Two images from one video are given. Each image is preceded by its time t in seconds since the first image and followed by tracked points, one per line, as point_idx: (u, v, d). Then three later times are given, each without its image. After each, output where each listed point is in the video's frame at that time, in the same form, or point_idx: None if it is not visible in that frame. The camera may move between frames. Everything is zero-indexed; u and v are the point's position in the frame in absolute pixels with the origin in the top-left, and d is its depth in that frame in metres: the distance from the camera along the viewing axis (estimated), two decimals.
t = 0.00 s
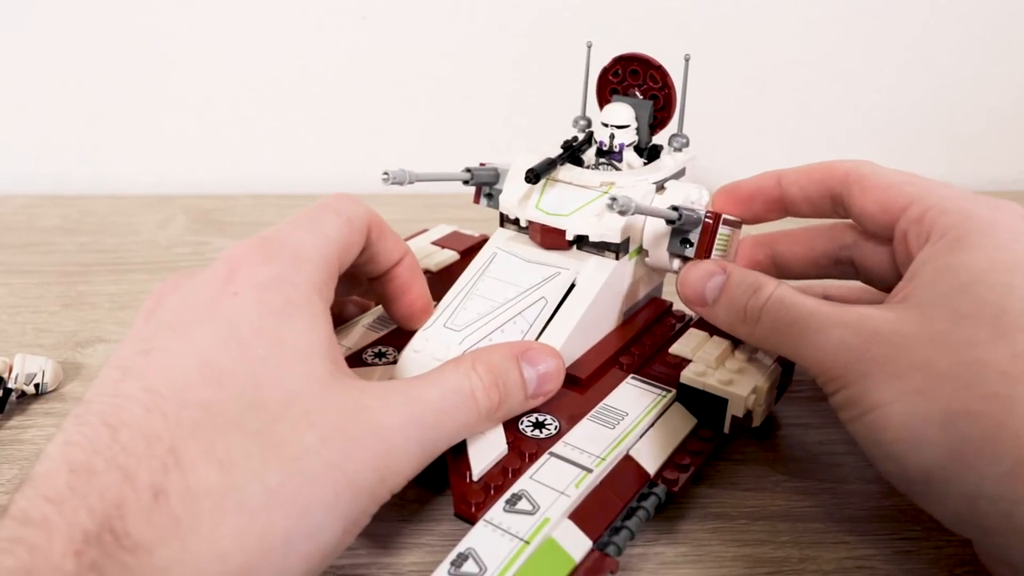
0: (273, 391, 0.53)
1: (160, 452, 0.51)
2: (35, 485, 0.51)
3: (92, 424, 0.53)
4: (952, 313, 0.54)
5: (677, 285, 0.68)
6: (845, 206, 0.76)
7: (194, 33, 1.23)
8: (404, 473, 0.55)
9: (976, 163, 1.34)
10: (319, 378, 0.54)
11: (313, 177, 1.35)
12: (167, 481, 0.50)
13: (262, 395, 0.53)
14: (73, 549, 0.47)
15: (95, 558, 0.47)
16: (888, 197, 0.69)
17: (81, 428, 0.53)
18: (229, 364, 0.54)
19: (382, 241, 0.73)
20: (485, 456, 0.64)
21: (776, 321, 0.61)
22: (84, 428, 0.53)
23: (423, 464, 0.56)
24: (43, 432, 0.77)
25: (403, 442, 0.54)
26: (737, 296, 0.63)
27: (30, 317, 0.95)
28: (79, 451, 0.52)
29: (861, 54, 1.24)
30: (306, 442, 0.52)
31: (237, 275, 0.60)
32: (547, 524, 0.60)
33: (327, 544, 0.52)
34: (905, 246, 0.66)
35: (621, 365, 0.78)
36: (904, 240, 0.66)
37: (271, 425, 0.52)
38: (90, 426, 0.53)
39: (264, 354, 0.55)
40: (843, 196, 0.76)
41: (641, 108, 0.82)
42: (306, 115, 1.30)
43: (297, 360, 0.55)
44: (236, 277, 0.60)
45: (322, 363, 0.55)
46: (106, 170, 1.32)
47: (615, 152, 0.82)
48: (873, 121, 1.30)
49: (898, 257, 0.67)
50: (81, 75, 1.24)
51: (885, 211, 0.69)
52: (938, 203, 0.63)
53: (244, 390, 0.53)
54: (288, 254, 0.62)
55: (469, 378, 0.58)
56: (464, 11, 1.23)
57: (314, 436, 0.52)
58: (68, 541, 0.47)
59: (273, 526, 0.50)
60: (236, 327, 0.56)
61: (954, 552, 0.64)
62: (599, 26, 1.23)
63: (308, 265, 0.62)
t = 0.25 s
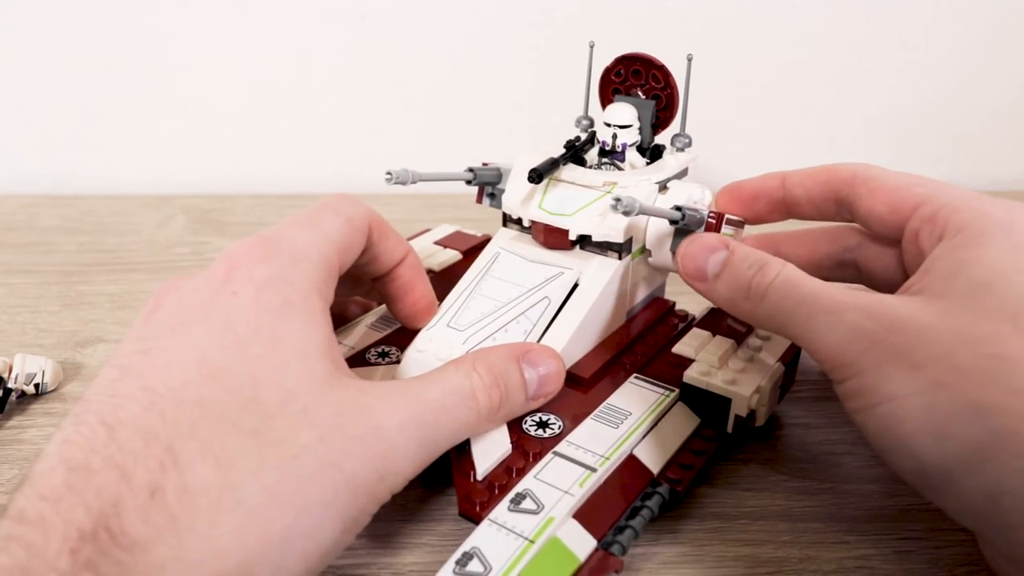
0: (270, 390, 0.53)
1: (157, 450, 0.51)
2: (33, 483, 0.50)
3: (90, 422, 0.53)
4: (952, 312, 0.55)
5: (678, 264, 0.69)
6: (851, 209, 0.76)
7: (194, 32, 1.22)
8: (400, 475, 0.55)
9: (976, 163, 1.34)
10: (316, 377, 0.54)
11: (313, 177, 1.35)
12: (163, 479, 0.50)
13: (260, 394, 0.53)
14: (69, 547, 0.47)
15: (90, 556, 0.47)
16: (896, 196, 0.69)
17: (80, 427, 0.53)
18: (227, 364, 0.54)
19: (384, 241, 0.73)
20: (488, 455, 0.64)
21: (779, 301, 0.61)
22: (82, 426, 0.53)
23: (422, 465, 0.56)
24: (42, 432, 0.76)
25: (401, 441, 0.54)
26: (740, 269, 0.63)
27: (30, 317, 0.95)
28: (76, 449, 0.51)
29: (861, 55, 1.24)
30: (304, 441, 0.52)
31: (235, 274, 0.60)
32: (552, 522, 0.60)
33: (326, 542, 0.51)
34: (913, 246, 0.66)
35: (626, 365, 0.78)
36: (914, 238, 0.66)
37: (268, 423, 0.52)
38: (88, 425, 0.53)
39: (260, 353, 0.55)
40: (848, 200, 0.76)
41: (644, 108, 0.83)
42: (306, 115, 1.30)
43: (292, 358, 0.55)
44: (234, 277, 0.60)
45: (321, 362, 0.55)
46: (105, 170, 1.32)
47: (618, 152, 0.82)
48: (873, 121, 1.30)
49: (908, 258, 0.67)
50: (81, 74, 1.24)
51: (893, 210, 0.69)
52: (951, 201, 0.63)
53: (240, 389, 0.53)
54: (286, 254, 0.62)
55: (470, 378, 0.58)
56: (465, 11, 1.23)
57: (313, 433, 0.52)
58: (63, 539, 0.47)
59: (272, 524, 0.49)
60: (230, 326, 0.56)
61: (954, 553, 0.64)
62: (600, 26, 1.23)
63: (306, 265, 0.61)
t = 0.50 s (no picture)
0: (269, 388, 0.53)
1: (157, 447, 0.51)
2: (33, 480, 0.50)
3: (90, 419, 0.53)
4: (950, 311, 0.55)
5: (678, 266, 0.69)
6: (851, 206, 0.76)
7: (195, 32, 1.22)
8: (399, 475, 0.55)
9: (976, 162, 1.34)
10: (316, 375, 0.54)
11: (313, 177, 1.35)
12: (163, 475, 0.50)
13: (260, 392, 0.53)
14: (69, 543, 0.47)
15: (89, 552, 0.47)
16: (896, 195, 0.69)
17: (79, 424, 0.53)
18: (227, 362, 0.54)
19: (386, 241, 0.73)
20: (490, 453, 0.64)
21: (781, 303, 0.61)
22: (82, 424, 0.53)
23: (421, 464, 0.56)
24: (42, 432, 0.76)
25: (400, 439, 0.54)
26: (740, 272, 0.63)
27: (30, 317, 0.95)
28: (76, 446, 0.51)
29: (860, 54, 1.25)
30: (304, 439, 0.52)
31: (235, 273, 0.60)
32: (554, 520, 0.60)
33: (325, 539, 0.52)
34: (911, 243, 0.66)
35: (627, 364, 0.78)
36: (914, 236, 0.66)
37: (268, 420, 0.52)
38: (87, 422, 0.53)
39: (260, 351, 0.55)
40: (849, 196, 0.76)
41: (645, 108, 0.83)
42: (306, 115, 1.30)
43: (291, 356, 0.55)
44: (232, 276, 0.60)
45: (321, 359, 0.55)
46: (105, 170, 1.32)
47: (619, 151, 0.82)
48: (873, 121, 1.30)
49: (907, 256, 0.67)
50: (81, 74, 1.24)
51: (893, 209, 0.70)
52: (950, 201, 0.64)
53: (239, 386, 0.53)
54: (286, 253, 0.62)
55: (470, 378, 0.58)
56: (465, 11, 1.23)
57: (312, 431, 0.52)
58: (62, 536, 0.47)
59: (271, 522, 0.49)
60: (227, 325, 0.56)
61: (953, 552, 0.64)
62: (598, 27, 1.23)
63: (306, 263, 0.61)
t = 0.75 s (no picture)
0: (268, 389, 0.53)
1: (156, 448, 0.51)
2: (32, 481, 0.50)
3: (89, 420, 0.53)
4: (950, 312, 0.55)
5: (679, 267, 0.69)
6: (854, 205, 0.76)
7: (194, 32, 1.22)
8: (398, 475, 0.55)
9: (976, 162, 1.34)
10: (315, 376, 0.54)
11: (313, 177, 1.35)
12: (162, 476, 0.50)
13: (259, 393, 0.53)
14: (69, 543, 0.47)
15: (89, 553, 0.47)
16: (898, 195, 0.69)
17: (79, 425, 0.53)
18: (225, 364, 0.54)
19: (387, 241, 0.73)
20: (490, 454, 0.64)
21: (783, 304, 0.61)
22: (81, 424, 0.53)
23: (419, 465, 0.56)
24: (42, 432, 0.76)
25: (398, 440, 0.54)
26: (741, 274, 0.63)
27: (30, 317, 0.95)
28: (75, 447, 0.51)
29: (860, 54, 1.24)
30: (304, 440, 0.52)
31: (234, 274, 0.60)
32: (554, 522, 0.60)
33: (325, 540, 0.52)
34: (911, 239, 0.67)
35: (627, 365, 0.78)
36: (915, 236, 0.66)
37: (267, 421, 0.52)
38: (86, 423, 0.53)
39: (258, 352, 0.55)
40: (851, 196, 0.76)
41: (645, 108, 0.83)
42: (306, 115, 1.30)
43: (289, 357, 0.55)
44: (230, 277, 0.60)
45: (320, 360, 0.55)
46: (105, 170, 1.32)
47: (619, 152, 0.82)
48: (873, 121, 1.30)
49: (908, 255, 0.67)
50: (81, 74, 1.24)
51: (895, 209, 0.70)
52: (951, 201, 0.64)
53: (238, 387, 0.53)
54: (285, 252, 0.62)
55: (470, 379, 0.58)
56: (465, 11, 1.23)
57: (311, 431, 0.52)
58: (61, 537, 0.47)
59: (270, 523, 0.49)
60: (225, 326, 0.56)
61: (953, 552, 0.64)
62: (597, 27, 1.23)
63: (305, 263, 0.61)
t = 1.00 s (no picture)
0: (263, 386, 0.53)
1: (151, 447, 0.51)
2: (30, 482, 0.50)
3: (85, 421, 0.53)
4: (947, 312, 0.55)
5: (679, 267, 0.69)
6: (854, 205, 0.76)
7: (194, 32, 1.22)
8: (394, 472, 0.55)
9: (976, 162, 1.34)
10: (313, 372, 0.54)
11: (313, 177, 1.35)
12: (157, 475, 0.50)
13: (254, 391, 0.53)
14: (66, 544, 0.47)
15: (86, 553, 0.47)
16: (897, 195, 0.70)
17: (76, 425, 0.53)
18: (222, 361, 0.54)
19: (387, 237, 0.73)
20: (491, 454, 0.64)
21: (783, 301, 0.61)
22: (77, 426, 0.53)
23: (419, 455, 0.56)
24: (42, 432, 0.76)
25: (396, 436, 0.54)
26: (741, 273, 0.63)
27: (30, 317, 0.95)
28: (72, 447, 0.51)
29: (860, 54, 1.25)
30: (300, 438, 0.52)
31: (231, 273, 0.60)
32: (555, 521, 0.60)
33: (325, 537, 0.52)
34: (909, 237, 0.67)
35: (627, 364, 0.78)
36: (914, 236, 0.66)
37: (262, 419, 0.52)
38: (82, 424, 0.53)
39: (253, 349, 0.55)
40: (851, 197, 0.76)
41: (645, 108, 0.83)
42: (306, 115, 1.30)
43: (282, 352, 0.55)
44: (229, 274, 0.60)
45: (317, 356, 0.55)
46: (106, 170, 1.32)
47: (619, 151, 0.82)
48: (873, 120, 1.30)
49: (907, 255, 0.67)
50: (81, 74, 1.24)
51: (894, 209, 0.70)
52: (950, 201, 0.64)
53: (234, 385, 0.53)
54: (282, 251, 0.62)
55: (466, 365, 0.58)
56: (465, 11, 1.23)
57: (309, 429, 0.52)
58: (58, 537, 0.47)
59: (269, 521, 0.49)
60: (221, 324, 0.56)
61: (953, 552, 0.64)
62: (597, 27, 1.23)
63: (302, 261, 0.61)
